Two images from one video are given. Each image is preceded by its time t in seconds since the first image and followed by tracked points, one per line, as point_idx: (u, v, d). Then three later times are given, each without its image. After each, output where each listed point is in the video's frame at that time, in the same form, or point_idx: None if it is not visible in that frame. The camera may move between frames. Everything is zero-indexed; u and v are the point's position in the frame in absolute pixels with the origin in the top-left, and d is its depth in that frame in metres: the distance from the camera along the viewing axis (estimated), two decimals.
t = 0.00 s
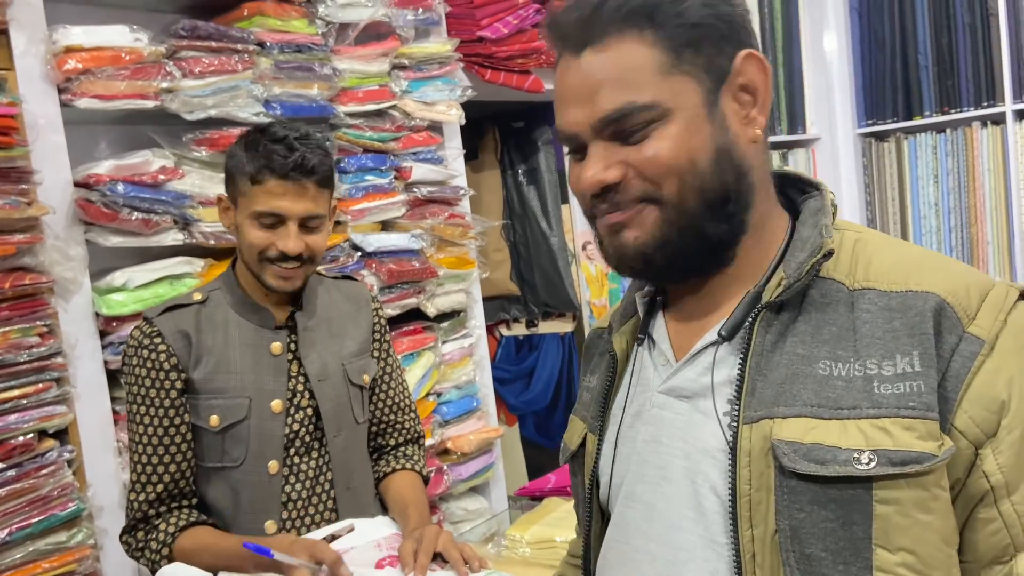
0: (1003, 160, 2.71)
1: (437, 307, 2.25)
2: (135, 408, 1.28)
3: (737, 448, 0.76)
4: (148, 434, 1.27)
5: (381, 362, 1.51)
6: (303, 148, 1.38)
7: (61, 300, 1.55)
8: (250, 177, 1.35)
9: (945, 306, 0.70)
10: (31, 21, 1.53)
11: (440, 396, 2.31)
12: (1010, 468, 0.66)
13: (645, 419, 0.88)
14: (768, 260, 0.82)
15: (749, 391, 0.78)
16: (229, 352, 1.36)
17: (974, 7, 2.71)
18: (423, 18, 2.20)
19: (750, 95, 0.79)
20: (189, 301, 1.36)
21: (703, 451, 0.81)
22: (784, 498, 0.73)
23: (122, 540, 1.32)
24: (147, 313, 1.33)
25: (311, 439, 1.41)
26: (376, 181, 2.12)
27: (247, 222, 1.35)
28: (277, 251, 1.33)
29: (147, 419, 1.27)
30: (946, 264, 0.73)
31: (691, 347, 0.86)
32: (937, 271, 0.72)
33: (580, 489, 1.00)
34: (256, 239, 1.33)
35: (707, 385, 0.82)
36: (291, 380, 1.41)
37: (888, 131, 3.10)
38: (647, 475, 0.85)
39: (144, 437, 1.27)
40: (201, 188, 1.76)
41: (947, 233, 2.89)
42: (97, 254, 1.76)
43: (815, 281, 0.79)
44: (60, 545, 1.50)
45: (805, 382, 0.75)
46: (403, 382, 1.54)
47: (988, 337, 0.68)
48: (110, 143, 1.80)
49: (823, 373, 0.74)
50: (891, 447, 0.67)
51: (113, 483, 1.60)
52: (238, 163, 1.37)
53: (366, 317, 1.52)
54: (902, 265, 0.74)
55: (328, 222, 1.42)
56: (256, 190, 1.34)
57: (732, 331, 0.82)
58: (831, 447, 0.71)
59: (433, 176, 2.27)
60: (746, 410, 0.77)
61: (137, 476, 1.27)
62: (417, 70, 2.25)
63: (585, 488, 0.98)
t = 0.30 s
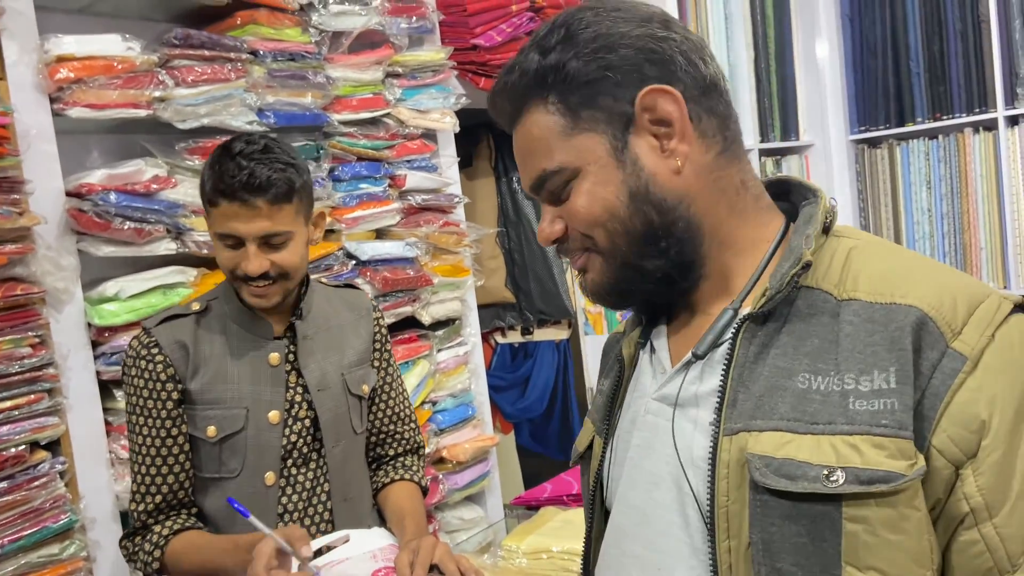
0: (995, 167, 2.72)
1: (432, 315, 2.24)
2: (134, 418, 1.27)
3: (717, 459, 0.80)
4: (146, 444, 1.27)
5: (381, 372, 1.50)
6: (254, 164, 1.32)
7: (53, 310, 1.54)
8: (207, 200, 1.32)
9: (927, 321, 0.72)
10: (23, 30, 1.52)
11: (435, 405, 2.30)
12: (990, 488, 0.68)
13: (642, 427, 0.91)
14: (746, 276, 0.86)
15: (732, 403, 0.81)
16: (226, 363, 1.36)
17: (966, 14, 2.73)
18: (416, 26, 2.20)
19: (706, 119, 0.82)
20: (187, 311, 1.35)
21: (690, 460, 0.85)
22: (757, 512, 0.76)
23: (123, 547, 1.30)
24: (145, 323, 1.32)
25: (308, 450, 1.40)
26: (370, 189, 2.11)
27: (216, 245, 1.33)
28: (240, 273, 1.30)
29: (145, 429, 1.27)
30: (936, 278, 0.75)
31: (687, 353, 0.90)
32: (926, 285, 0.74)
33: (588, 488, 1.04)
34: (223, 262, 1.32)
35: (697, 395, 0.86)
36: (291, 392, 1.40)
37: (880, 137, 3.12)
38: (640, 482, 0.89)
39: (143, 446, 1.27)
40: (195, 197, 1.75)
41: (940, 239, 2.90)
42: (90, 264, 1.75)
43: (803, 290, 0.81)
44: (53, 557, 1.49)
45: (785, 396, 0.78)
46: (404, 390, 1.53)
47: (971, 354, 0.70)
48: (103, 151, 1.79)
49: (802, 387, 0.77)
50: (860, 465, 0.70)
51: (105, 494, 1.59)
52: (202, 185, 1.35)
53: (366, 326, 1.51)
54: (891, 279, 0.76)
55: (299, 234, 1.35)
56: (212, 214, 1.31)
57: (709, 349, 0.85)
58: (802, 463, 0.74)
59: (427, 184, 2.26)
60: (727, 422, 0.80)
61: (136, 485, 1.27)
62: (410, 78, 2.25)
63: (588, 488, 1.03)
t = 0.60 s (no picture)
0: (993, 171, 2.73)
1: (431, 321, 2.24)
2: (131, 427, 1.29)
3: (690, 454, 0.81)
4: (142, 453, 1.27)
5: (380, 376, 1.51)
6: (233, 173, 1.31)
7: (51, 318, 1.54)
8: (192, 213, 1.31)
9: (887, 314, 0.73)
10: (22, 38, 1.52)
11: (434, 411, 2.30)
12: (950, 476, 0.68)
13: (615, 432, 0.92)
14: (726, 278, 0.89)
15: (703, 400, 0.82)
16: (224, 370, 1.36)
17: (962, 18, 2.74)
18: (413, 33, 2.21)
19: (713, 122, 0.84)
20: (182, 320, 1.36)
21: (664, 458, 0.86)
22: (728, 504, 0.76)
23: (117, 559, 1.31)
24: (142, 333, 1.33)
25: (306, 456, 1.40)
26: (369, 195, 2.12)
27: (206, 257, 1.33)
28: (228, 284, 1.29)
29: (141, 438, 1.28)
30: (897, 275, 0.76)
31: (663, 354, 0.92)
32: (886, 281, 0.76)
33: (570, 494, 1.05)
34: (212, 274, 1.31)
35: (671, 394, 0.88)
36: (286, 399, 1.39)
37: (879, 141, 3.13)
38: (619, 482, 0.89)
39: (138, 455, 1.28)
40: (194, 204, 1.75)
41: (938, 243, 2.91)
42: (88, 271, 1.76)
43: (770, 291, 0.84)
44: (51, 566, 1.48)
45: (753, 391, 0.79)
46: (404, 394, 1.54)
47: (931, 346, 0.70)
48: (102, 159, 1.80)
49: (771, 382, 0.78)
50: (826, 455, 0.70)
51: (104, 502, 1.59)
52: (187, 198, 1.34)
53: (364, 331, 1.52)
54: (853, 278, 0.78)
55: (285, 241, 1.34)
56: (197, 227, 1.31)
57: (694, 338, 0.87)
58: (771, 454, 0.74)
59: (425, 190, 2.27)
60: (699, 418, 0.82)
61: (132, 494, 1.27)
62: (408, 84, 2.25)
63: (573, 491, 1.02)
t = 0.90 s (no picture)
0: (994, 175, 2.73)
1: (434, 327, 2.25)
2: (129, 439, 1.27)
3: (694, 457, 0.81)
4: (144, 464, 1.26)
5: (377, 380, 1.52)
6: (293, 189, 1.31)
7: (57, 325, 1.55)
8: (240, 222, 1.28)
9: (881, 315, 0.74)
10: (27, 47, 1.53)
11: (437, 416, 2.30)
12: (942, 470, 0.69)
13: (615, 438, 0.92)
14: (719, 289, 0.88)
15: (705, 403, 0.83)
16: (220, 379, 1.36)
17: (961, 23, 2.75)
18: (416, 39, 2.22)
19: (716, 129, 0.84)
20: (179, 330, 1.35)
21: (668, 463, 0.86)
22: (735, 505, 0.77)
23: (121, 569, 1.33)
24: (139, 344, 1.33)
25: (306, 462, 1.40)
26: (372, 202, 2.12)
27: (240, 264, 1.29)
28: (273, 293, 1.30)
29: (143, 448, 1.27)
30: (890, 276, 0.77)
31: (661, 359, 0.92)
32: (879, 282, 0.76)
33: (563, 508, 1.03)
34: (251, 283, 1.29)
35: (671, 400, 0.88)
36: (284, 405, 1.40)
37: (880, 146, 3.14)
38: (619, 490, 0.90)
39: (138, 466, 1.26)
40: (198, 211, 1.76)
41: (940, 247, 2.91)
42: (93, 278, 1.76)
43: (767, 295, 0.84)
44: (56, 572, 1.49)
45: (756, 394, 0.80)
46: (402, 397, 1.55)
47: (924, 345, 0.71)
48: (106, 167, 1.81)
49: (773, 385, 0.79)
50: (831, 453, 0.71)
51: (109, 509, 1.59)
52: (225, 204, 1.29)
53: (360, 336, 1.53)
54: (847, 280, 0.79)
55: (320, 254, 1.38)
56: (247, 237, 1.28)
57: (694, 341, 0.87)
58: (776, 455, 0.75)
59: (428, 196, 2.28)
60: (702, 420, 0.82)
61: (135, 505, 1.26)
62: (411, 91, 2.26)
63: (566, 503, 1.02)
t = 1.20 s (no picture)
0: (999, 178, 2.72)
1: (436, 332, 2.24)
2: (135, 445, 1.25)
3: (672, 468, 0.79)
4: (150, 472, 1.25)
5: (381, 388, 1.51)
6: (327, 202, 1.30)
7: (57, 332, 1.54)
8: (272, 231, 1.26)
9: (837, 313, 0.71)
10: (28, 53, 1.53)
11: (440, 422, 2.29)
12: (901, 470, 0.66)
13: (615, 444, 0.92)
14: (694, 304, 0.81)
15: (682, 413, 0.80)
16: (230, 386, 1.35)
17: (966, 26, 2.74)
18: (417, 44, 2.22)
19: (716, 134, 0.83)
20: (187, 335, 1.33)
21: (655, 473, 0.84)
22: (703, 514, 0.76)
23: None
24: (145, 348, 1.31)
25: (315, 472, 1.40)
26: (374, 207, 2.11)
27: (267, 272, 1.28)
28: (296, 303, 1.29)
29: (149, 456, 1.25)
30: (853, 272, 0.73)
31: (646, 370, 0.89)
32: (839, 279, 0.73)
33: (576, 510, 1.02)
34: (275, 292, 1.28)
35: (658, 412, 0.86)
36: (293, 414, 1.39)
37: (884, 150, 3.13)
38: (614, 496, 0.91)
39: (145, 473, 1.24)
40: (199, 217, 1.75)
41: (945, 251, 2.89)
42: (95, 284, 1.75)
43: (739, 301, 0.80)
44: None
45: (724, 402, 0.77)
46: (404, 406, 1.55)
47: (880, 342, 0.68)
48: (107, 172, 1.80)
49: (741, 392, 0.76)
50: (789, 459, 0.70)
51: (110, 517, 1.58)
52: (258, 212, 1.28)
53: (366, 343, 1.52)
54: (809, 277, 0.75)
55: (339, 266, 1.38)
56: (278, 245, 1.26)
57: (656, 371, 0.85)
58: (739, 462, 0.73)
59: (430, 201, 2.27)
60: (678, 431, 0.80)
61: (140, 513, 1.24)
62: (413, 96, 2.25)
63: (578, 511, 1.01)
